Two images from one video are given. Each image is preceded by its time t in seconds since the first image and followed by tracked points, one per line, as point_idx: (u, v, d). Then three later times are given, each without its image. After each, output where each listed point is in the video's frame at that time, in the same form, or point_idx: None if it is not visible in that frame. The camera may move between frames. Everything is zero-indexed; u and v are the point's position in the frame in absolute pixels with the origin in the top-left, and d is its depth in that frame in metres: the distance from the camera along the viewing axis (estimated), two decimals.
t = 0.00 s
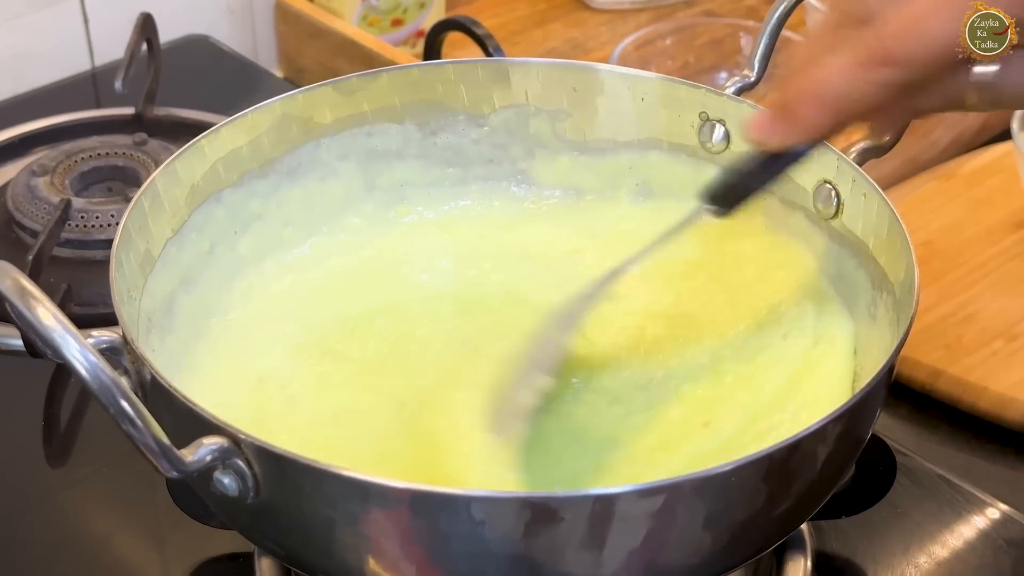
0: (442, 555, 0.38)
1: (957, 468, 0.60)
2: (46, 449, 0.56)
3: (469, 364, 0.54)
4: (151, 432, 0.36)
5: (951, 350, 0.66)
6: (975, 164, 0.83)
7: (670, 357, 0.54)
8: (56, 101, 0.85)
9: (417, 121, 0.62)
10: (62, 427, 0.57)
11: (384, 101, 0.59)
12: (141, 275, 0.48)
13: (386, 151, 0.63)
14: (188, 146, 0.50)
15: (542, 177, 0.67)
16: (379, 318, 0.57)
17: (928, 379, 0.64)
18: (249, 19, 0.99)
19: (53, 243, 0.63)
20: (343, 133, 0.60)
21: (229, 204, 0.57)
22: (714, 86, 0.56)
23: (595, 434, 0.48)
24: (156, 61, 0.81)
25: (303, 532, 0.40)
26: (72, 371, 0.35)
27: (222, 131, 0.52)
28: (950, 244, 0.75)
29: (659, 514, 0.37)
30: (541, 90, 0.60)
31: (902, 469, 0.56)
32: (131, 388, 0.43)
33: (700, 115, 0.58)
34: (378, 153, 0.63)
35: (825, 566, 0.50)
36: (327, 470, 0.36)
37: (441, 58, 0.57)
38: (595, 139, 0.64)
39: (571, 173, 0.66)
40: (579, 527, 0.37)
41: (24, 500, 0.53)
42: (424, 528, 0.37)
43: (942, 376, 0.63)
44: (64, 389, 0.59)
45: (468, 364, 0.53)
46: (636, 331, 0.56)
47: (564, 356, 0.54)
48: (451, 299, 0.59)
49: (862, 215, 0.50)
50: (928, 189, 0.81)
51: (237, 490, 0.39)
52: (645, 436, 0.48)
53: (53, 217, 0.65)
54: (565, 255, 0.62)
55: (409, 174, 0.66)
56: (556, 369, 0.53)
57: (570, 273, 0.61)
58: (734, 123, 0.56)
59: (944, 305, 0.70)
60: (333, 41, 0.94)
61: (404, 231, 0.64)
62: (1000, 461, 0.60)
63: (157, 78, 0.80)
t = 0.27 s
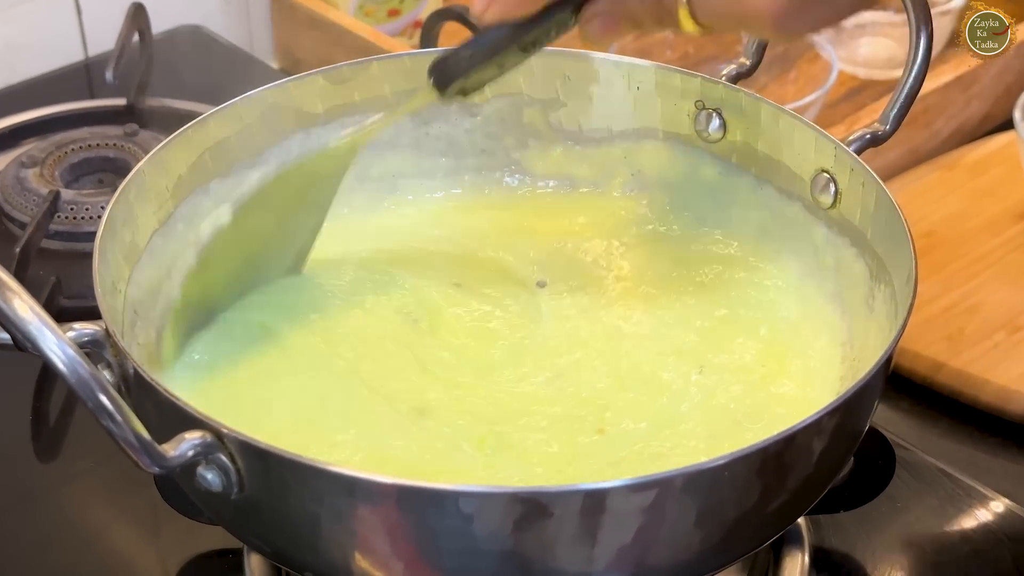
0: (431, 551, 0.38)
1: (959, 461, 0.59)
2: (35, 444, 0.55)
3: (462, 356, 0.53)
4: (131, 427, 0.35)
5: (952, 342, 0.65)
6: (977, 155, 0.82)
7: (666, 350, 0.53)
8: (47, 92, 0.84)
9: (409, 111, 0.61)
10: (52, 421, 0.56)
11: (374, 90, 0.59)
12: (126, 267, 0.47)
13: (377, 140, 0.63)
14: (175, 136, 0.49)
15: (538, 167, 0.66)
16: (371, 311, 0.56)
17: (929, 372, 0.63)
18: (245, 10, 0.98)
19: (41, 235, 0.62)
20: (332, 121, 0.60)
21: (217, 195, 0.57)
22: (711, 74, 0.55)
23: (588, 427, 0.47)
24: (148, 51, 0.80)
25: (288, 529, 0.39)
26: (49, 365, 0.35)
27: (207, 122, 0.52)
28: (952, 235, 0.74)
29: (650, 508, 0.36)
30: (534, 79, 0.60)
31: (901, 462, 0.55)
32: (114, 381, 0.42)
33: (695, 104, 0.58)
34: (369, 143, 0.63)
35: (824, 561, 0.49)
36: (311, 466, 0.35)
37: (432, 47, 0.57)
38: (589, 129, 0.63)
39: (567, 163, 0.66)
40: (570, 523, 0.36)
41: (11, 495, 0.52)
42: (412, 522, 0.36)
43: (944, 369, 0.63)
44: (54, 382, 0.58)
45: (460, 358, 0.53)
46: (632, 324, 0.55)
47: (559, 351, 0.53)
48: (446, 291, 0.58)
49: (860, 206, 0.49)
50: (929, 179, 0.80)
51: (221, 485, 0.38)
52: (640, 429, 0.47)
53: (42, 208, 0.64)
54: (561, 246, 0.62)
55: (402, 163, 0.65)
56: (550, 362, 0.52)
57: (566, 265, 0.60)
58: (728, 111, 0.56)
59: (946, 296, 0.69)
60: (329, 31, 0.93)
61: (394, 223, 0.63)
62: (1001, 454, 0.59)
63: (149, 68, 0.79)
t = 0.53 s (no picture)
0: (423, 542, 0.37)
1: (963, 452, 0.58)
2: (27, 433, 0.54)
3: (458, 347, 0.52)
4: (117, 413, 0.34)
5: (956, 331, 0.64)
6: (983, 143, 0.81)
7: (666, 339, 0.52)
8: (43, 78, 0.83)
9: (405, 96, 0.60)
10: (44, 411, 0.55)
11: (370, 74, 0.58)
12: (116, 253, 0.46)
13: (373, 126, 0.62)
14: (167, 119, 0.48)
15: (536, 153, 0.65)
16: (367, 299, 0.55)
17: (933, 362, 0.62)
18: None
19: (34, 222, 0.62)
20: (328, 108, 0.59)
21: (210, 181, 0.56)
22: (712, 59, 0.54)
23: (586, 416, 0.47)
24: (144, 37, 0.79)
25: (278, 518, 0.38)
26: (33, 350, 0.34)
27: (199, 106, 0.51)
28: (957, 223, 0.73)
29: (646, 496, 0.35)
30: (532, 65, 0.59)
31: (904, 451, 0.54)
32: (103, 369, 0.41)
33: (695, 88, 0.57)
34: (365, 128, 0.62)
35: (825, 551, 0.49)
36: (299, 453, 0.35)
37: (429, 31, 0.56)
38: (587, 114, 0.62)
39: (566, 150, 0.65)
40: (565, 511, 0.35)
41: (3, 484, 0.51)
42: (403, 512, 0.36)
43: (949, 358, 0.62)
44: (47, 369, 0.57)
45: (456, 346, 0.52)
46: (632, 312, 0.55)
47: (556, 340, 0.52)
48: (443, 279, 0.57)
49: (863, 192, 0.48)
50: (934, 167, 0.79)
51: (210, 473, 0.37)
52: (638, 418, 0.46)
53: (35, 195, 0.63)
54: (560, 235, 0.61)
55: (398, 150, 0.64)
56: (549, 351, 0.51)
57: (565, 253, 0.59)
58: (729, 95, 0.55)
59: (950, 285, 0.68)
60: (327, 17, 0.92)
61: (388, 211, 0.62)
62: (1006, 445, 0.58)
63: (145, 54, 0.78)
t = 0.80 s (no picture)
0: (426, 540, 0.37)
1: (972, 449, 0.57)
2: (35, 429, 0.54)
3: (465, 343, 0.52)
4: (120, 410, 0.34)
5: (967, 328, 0.64)
6: (995, 138, 0.81)
7: (674, 336, 0.52)
8: (51, 73, 0.83)
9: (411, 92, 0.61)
10: (51, 407, 0.56)
11: (376, 69, 0.58)
12: (121, 248, 0.46)
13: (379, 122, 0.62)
14: (176, 113, 0.49)
15: (542, 148, 0.65)
16: (373, 294, 0.55)
17: (943, 358, 0.62)
18: None
19: (41, 217, 0.62)
20: (333, 103, 0.59)
21: (215, 176, 0.56)
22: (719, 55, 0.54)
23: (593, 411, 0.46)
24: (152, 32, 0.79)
25: (281, 514, 0.38)
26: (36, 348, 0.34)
27: (206, 101, 0.51)
28: (967, 220, 0.73)
29: (650, 495, 0.35)
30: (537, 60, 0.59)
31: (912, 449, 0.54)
32: (106, 365, 0.41)
33: (703, 83, 0.56)
34: (371, 123, 0.62)
35: (831, 550, 0.48)
36: (301, 451, 0.35)
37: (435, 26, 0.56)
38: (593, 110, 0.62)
39: (573, 146, 0.65)
40: (569, 510, 0.35)
41: (9, 479, 0.52)
42: (406, 509, 0.35)
43: (958, 356, 0.61)
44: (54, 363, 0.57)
45: (462, 343, 0.52)
46: (639, 309, 0.54)
47: (563, 337, 0.52)
48: (449, 275, 0.57)
49: (870, 189, 0.48)
50: (945, 163, 0.78)
51: (214, 469, 0.37)
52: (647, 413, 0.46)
53: (42, 190, 0.63)
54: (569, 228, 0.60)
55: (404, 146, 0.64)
56: (555, 348, 0.51)
57: (572, 249, 0.59)
58: (737, 90, 0.55)
59: (960, 282, 0.67)
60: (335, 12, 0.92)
61: (394, 205, 0.62)
62: (1016, 444, 0.58)
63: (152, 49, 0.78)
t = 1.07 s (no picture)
0: (422, 533, 0.36)
1: (979, 446, 0.57)
2: (38, 421, 0.54)
3: (467, 336, 0.52)
4: (114, 403, 0.34)
5: (975, 324, 0.63)
6: (1007, 134, 0.80)
7: (679, 330, 0.52)
8: (58, 65, 0.83)
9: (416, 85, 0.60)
10: (55, 399, 0.56)
11: (379, 62, 0.57)
12: (121, 240, 0.46)
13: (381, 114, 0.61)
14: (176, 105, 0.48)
15: (547, 142, 0.64)
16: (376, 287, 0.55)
17: (951, 354, 0.61)
18: None
19: (45, 209, 0.62)
20: (338, 96, 0.59)
21: (217, 168, 0.55)
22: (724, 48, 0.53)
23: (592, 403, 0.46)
24: (159, 23, 0.79)
25: (277, 507, 0.38)
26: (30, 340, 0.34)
27: (208, 93, 0.51)
28: (978, 215, 0.72)
29: (648, 490, 0.35)
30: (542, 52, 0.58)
31: (916, 446, 0.53)
32: (104, 357, 0.41)
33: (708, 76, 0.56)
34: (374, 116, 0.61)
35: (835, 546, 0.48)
36: (297, 443, 0.34)
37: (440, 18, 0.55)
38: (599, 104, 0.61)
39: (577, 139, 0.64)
40: (566, 505, 0.35)
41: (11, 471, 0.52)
42: (402, 502, 0.35)
43: (966, 353, 0.61)
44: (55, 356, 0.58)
45: (465, 336, 0.51)
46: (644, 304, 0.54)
47: (566, 331, 0.52)
48: (453, 268, 0.57)
49: (875, 185, 0.47)
50: (956, 158, 0.77)
51: (209, 462, 0.37)
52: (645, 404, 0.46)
53: (47, 181, 0.63)
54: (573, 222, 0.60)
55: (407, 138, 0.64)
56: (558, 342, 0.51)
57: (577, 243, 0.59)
58: (742, 85, 0.54)
59: (970, 277, 0.67)
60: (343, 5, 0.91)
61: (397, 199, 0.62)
62: None
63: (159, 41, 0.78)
